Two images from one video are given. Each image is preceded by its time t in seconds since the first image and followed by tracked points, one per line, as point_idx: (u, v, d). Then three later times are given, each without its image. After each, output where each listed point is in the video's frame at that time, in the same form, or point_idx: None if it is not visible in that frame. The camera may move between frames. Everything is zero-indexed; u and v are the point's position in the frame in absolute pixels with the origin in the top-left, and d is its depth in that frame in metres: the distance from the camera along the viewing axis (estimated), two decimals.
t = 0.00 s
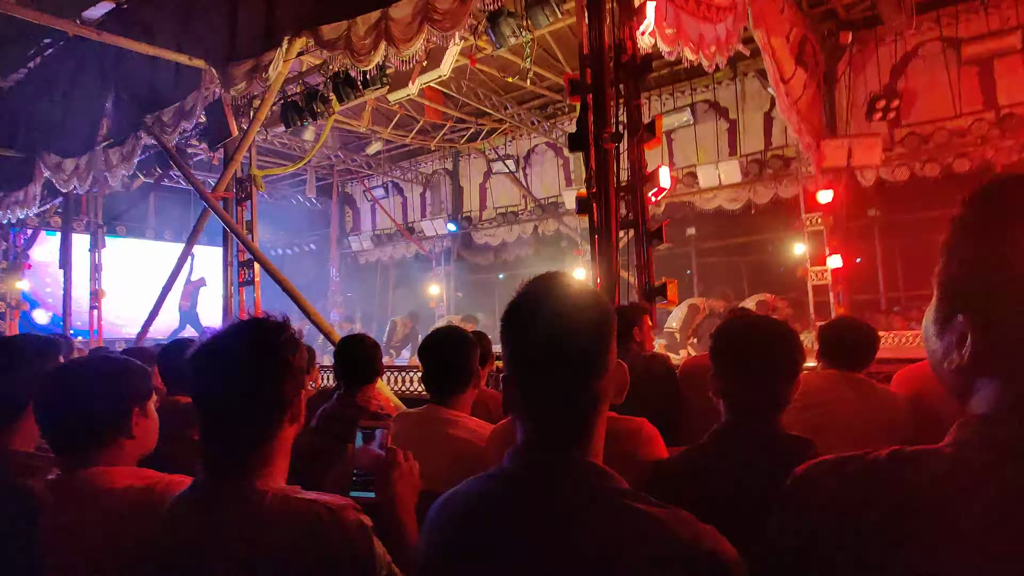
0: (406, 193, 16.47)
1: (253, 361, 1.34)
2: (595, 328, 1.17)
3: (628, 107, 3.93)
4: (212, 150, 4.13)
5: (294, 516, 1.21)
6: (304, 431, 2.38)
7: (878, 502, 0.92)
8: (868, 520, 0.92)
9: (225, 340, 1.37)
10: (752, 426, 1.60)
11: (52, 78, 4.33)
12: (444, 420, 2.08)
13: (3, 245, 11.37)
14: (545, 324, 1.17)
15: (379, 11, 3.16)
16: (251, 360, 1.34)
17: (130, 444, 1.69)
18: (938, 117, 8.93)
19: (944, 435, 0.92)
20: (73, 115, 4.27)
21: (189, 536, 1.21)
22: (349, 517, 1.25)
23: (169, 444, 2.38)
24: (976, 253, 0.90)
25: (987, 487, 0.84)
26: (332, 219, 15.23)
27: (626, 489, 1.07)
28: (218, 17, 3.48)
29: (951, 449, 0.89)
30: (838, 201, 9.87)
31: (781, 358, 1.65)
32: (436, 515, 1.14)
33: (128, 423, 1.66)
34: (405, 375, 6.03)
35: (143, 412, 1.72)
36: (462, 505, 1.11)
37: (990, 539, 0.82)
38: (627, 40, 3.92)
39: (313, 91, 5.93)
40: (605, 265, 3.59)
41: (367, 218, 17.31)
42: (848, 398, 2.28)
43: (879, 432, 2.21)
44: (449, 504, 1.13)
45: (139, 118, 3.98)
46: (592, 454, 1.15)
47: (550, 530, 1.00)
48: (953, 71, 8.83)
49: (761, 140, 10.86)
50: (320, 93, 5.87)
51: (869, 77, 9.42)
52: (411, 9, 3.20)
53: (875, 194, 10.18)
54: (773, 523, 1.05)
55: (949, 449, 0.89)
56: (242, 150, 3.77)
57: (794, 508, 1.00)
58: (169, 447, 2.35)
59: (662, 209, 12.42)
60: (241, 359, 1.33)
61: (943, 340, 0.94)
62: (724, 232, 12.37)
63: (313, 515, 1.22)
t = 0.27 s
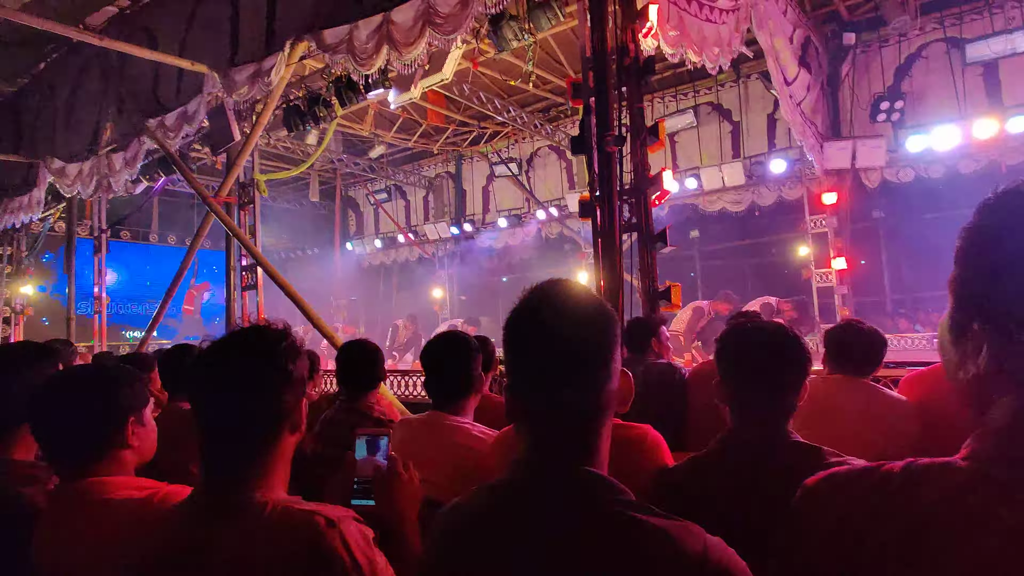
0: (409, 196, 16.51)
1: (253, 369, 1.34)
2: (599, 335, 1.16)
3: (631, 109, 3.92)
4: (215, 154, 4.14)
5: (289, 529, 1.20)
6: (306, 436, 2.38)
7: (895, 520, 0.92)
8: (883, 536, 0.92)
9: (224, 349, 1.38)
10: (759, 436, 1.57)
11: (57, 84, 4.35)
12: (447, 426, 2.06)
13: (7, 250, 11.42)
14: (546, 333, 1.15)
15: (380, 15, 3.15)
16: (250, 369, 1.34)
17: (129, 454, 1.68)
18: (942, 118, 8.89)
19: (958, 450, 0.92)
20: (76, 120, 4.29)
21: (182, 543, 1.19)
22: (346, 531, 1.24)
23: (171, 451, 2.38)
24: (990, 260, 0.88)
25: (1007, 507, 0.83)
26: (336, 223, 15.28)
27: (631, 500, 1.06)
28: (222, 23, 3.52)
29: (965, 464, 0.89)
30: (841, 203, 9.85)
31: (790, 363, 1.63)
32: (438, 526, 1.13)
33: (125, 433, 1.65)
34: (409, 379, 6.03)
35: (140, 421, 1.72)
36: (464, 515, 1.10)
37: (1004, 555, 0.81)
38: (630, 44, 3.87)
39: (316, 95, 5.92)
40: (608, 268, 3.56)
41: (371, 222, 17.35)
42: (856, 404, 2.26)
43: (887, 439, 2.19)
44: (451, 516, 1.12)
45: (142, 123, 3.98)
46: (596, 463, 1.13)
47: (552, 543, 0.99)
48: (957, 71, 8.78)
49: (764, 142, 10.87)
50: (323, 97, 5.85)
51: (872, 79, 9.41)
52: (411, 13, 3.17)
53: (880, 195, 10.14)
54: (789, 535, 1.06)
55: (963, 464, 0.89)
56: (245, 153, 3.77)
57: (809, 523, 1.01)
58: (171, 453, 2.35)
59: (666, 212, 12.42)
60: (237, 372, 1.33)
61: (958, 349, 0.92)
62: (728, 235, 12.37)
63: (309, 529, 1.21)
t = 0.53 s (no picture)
0: (420, 196, 16.55)
1: (262, 376, 1.34)
2: (611, 347, 1.15)
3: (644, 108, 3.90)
4: (227, 154, 4.16)
5: (298, 538, 1.20)
6: (315, 438, 2.39)
7: (914, 540, 0.90)
8: (898, 555, 0.91)
9: (234, 354, 1.37)
10: (772, 445, 1.56)
11: (70, 86, 4.36)
12: (455, 430, 2.06)
13: (24, 249, 11.57)
14: (555, 343, 1.14)
15: (391, 16, 3.15)
16: (258, 377, 1.34)
17: (138, 459, 1.69)
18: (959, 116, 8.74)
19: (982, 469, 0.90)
20: (90, 121, 4.32)
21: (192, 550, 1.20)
22: (354, 541, 1.25)
23: (182, 452, 2.40)
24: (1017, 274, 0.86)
25: None
26: (347, 222, 15.36)
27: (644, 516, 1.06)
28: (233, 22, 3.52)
29: (991, 486, 0.87)
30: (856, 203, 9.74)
31: (803, 372, 1.61)
32: (447, 536, 1.13)
33: (132, 438, 1.66)
34: (420, 380, 6.05)
35: (147, 424, 1.73)
36: (474, 529, 1.09)
37: None
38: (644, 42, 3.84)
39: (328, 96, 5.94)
40: (618, 269, 3.53)
41: (382, 221, 17.41)
42: (870, 411, 2.24)
43: (899, 446, 2.18)
44: (461, 526, 1.12)
45: (155, 123, 4.03)
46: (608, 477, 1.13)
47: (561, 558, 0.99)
48: (975, 69, 8.64)
49: (777, 141, 10.77)
50: (335, 98, 5.86)
51: (889, 78, 9.28)
52: (423, 14, 3.19)
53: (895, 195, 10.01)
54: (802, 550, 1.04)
55: (989, 486, 0.87)
56: (258, 152, 3.79)
57: (825, 538, 1.00)
58: (182, 454, 2.37)
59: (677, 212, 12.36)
60: (246, 378, 1.33)
61: (984, 363, 0.90)
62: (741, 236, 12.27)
63: (318, 539, 1.21)
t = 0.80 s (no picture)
0: (442, 196, 16.62)
1: (294, 387, 1.37)
2: (642, 368, 1.14)
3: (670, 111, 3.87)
4: (254, 155, 4.21)
5: (330, 550, 1.23)
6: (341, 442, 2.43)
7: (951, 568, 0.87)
8: None
9: (266, 368, 1.40)
10: (803, 463, 1.54)
11: (104, 89, 4.48)
12: (479, 436, 2.06)
13: (58, 248, 11.85)
14: (585, 363, 1.14)
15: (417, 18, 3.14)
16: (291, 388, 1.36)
17: (173, 462, 1.73)
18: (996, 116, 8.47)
19: None
20: (123, 122, 4.43)
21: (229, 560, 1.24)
22: (384, 553, 1.26)
23: (213, 452, 2.46)
24: None
25: None
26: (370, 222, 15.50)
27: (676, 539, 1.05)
28: (260, 26, 3.58)
29: None
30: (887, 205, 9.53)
31: (836, 388, 1.58)
32: (476, 553, 1.14)
33: (169, 442, 1.70)
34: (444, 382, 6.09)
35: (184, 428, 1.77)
36: (502, 552, 1.10)
37: None
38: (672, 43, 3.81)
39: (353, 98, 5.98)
40: (642, 273, 3.53)
41: (404, 221, 17.52)
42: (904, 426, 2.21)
43: (932, 463, 2.15)
44: (490, 544, 1.13)
45: (185, 124, 4.09)
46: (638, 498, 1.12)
47: None
48: (1013, 67, 8.36)
49: (805, 141, 10.61)
50: (360, 101, 5.88)
51: (922, 77, 9.03)
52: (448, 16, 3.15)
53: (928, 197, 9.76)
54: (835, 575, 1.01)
55: None
56: (285, 154, 3.84)
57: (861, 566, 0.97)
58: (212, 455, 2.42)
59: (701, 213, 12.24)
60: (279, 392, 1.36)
61: None
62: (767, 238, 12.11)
63: (349, 552, 1.23)
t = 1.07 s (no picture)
0: (470, 189, 16.68)
1: (338, 375, 1.39)
2: (692, 360, 1.13)
3: (702, 105, 3.90)
4: (288, 148, 4.25)
5: (375, 535, 1.24)
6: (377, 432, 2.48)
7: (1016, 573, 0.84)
8: None
9: (312, 359, 1.43)
10: (849, 462, 1.51)
11: (142, 82, 4.55)
12: (516, 428, 2.08)
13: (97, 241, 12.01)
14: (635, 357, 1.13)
15: (450, 12, 3.16)
16: (338, 377, 1.39)
17: (218, 448, 1.77)
18: None
19: None
20: (160, 117, 4.50)
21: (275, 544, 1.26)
22: (429, 540, 1.28)
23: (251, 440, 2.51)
24: None
25: None
26: (398, 214, 15.64)
27: (727, 531, 1.04)
28: (293, 21, 3.60)
29: None
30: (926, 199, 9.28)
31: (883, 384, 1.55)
32: (521, 545, 1.14)
33: (216, 427, 1.75)
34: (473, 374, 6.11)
35: (228, 414, 1.82)
36: (550, 541, 1.09)
37: None
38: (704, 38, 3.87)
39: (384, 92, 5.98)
40: (676, 267, 3.48)
41: (432, 214, 17.63)
42: (951, 427, 2.16)
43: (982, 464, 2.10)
44: (535, 535, 1.12)
45: (221, 118, 4.12)
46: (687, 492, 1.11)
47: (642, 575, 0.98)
48: None
49: (841, 135, 10.47)
50: (391, 94, 5.89)
51: (967, 68, 8.73)
52: (481, 9, 3.17)
53: (972, 191, 9.45)
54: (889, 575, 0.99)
55: None
56: (317, 147, 3.87)
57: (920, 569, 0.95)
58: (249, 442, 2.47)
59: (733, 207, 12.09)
60: (325, 380, 1.39)
61: None
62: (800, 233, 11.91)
63: (394, 537, 1.24)
